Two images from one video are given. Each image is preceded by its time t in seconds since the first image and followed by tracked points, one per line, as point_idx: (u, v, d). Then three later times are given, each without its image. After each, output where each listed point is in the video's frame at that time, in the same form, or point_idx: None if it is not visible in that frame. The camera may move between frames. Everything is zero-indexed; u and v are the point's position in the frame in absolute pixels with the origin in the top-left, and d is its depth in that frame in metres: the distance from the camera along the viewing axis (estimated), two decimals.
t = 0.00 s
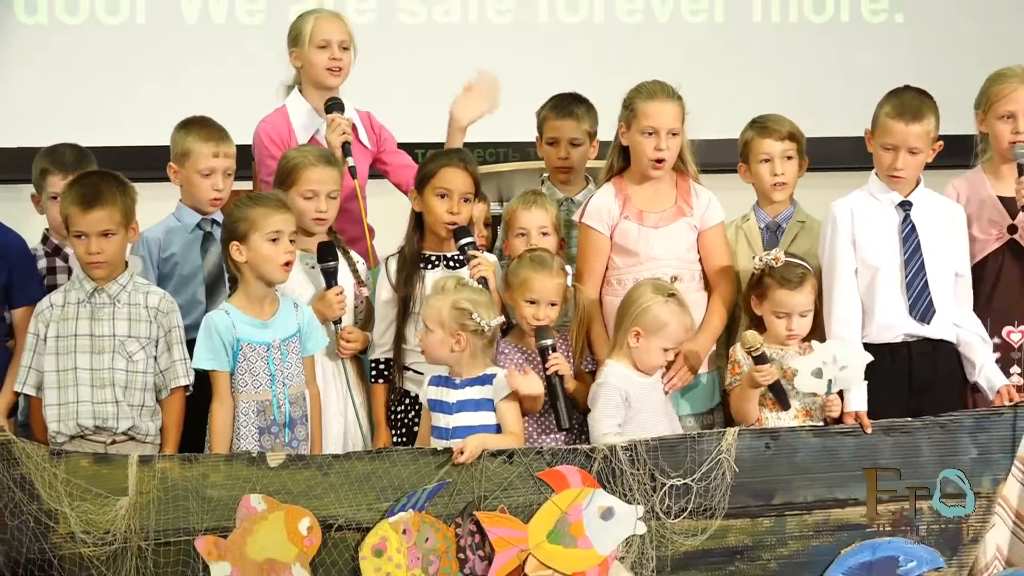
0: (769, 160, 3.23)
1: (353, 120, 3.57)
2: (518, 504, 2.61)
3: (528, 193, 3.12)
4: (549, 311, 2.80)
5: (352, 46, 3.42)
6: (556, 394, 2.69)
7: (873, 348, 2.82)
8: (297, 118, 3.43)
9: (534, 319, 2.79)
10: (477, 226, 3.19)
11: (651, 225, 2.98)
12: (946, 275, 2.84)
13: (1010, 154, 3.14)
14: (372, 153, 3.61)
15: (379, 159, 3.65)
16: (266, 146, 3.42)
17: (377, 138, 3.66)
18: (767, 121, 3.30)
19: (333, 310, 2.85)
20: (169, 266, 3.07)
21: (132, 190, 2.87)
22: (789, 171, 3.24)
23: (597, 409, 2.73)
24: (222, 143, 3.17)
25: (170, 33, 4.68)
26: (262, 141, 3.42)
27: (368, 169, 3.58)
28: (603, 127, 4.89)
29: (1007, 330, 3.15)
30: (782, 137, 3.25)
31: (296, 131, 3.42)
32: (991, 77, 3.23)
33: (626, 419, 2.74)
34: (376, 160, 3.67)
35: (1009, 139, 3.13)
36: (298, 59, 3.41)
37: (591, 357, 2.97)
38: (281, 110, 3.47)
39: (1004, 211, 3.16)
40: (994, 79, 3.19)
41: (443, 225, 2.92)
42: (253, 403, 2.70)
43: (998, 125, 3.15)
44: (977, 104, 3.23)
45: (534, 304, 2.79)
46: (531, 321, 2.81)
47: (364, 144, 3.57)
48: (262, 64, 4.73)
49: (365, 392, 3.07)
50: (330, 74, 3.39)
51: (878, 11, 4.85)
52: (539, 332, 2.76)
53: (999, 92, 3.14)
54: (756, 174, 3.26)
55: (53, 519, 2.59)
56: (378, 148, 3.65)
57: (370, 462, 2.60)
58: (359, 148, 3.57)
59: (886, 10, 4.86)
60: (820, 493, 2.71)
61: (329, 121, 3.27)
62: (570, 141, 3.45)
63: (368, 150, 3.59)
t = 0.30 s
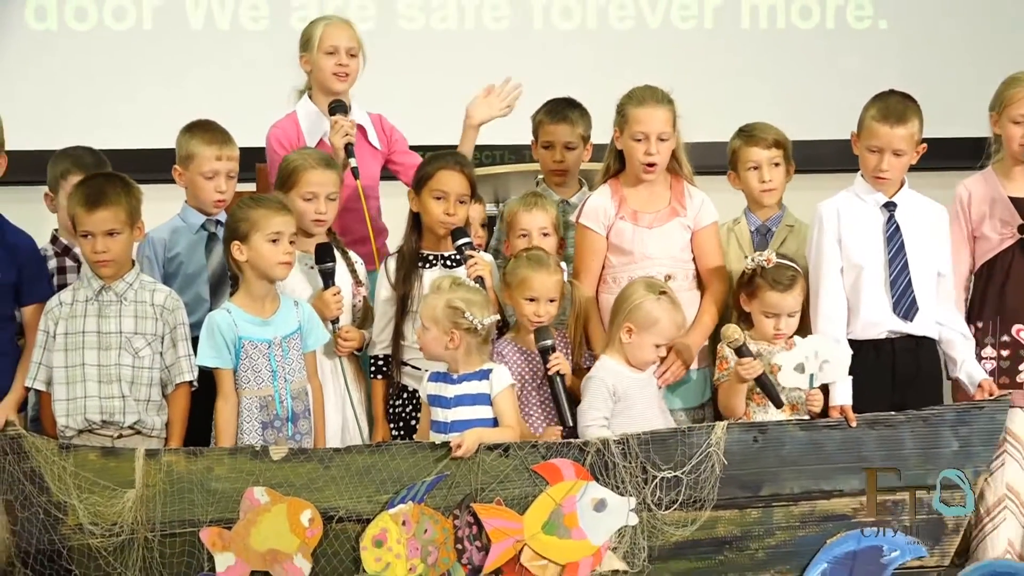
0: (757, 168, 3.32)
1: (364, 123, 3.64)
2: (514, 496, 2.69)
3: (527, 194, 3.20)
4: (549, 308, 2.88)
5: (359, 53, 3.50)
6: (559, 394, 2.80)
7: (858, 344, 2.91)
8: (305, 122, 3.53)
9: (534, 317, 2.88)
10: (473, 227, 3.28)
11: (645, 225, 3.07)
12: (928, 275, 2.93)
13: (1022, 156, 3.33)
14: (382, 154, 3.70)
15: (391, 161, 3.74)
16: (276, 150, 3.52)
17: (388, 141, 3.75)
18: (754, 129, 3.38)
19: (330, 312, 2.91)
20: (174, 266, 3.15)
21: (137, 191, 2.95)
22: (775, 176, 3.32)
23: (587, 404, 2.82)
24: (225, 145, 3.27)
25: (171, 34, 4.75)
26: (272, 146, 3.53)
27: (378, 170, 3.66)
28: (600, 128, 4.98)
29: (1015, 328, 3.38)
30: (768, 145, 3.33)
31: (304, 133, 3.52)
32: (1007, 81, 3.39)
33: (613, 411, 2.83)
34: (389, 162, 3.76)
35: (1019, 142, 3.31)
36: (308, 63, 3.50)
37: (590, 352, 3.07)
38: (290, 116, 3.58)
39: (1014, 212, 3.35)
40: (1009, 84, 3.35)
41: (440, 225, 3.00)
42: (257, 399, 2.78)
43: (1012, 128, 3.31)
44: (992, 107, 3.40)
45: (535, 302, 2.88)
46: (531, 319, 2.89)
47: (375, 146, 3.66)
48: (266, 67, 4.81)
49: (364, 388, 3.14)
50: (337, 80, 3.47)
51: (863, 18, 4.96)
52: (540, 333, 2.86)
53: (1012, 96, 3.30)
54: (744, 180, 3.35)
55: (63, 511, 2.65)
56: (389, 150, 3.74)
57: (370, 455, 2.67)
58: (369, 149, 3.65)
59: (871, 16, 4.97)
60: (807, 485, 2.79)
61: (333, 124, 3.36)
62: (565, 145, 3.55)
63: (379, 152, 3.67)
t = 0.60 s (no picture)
0: (745, 167, 3.40)
1: (370, 129, 3.71)
2: (508, 489, 2.77)
3: (525, 196, 3.28)
4: (546, 306, 2.97)
5: (366, 63, 3.56)
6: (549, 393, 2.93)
7: (843, 341, 2.99)
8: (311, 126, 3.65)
9: (531, 314, 2.96)
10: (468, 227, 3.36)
11: (639, 225, 3.15)
12: (912, 274, 3.01)
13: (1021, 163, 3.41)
14: (389, 158, 3.76)
15: (400, 164, 3.83)
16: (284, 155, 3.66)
17: (397, 144, 3.83)
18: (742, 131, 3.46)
19: (326, 313, 3.02)
20: (175, 266, 3.25)
21: (142, 192, 3.03)
22: (762, 177, 3.40)
23: (582, 400, 2.90)
24: (221, 147, 3.33)
25: (174, 37, 4.84)
26: (281, 150, 3.67)
27: (387, 173, 3.74)
28: (596, 130, 5.07)
29: (1003, 328, 3.44)
30: (758, 146, 3.41)
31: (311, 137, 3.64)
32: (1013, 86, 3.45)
33: (607, 407, 2.91)
34: (400, 164, 3.85)
35: (1017, 147, 3.39)
36: (318, 69, 3.57)
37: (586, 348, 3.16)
38: (299, 121, 3.70)
39: (1010, 216, 3.43)
40: (1015, 89, 3.40)
41: (436, 226, 3.08)
42: (257, 395, 2.86)
43: (1011, 134, 3.38)
44: (998, 110, 3.46)
45: (532, 300, 2.96)
46: (528, 316, 2.97)
47: (382, 150, 3.73)
48: (268, 70, 4.90)
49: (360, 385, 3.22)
50: (343, 87, 3.55)
51: (846, 25, 5.04)
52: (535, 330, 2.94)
53: (1015, 103, 3.35)
54: (730, 179, 3.42)
55: (70, 503, 2.73)
56: (399, 153, 3.82)
57: (368, 450, 2.75)
58: (375, 153, 3.73)
59: (854, 24, 5.05)
60: (793, 479, 2.88)
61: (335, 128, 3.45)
62: (561, 146, 3.62)
63: (387, 156, 3.75)
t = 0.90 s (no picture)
0: (731, 172, 3.48)
1: (366, 131, 3.81)
2: (504, 483, 2.85)
3: (522, 197, 3.37)
4: (542, 304, 3.05)
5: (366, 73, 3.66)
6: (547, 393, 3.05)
7: (828, 340, 3.08)
8: (310, 128, 3.72)
9: (528, 313, 3.04)
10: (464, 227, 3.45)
11: (631, 226, 3.24)
12: (896, 274, 3.10)
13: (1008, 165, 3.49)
14: (386, 160, 3.87)
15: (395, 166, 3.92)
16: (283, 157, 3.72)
17: (392, 147, 3.93)
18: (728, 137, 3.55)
19: (323, 313, 3.13)
20: (177, 266, 3.34)
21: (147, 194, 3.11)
22: (748, 181, 3.49)
23: (577, 396, 2.99)
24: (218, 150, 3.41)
25: (177, 41, 4.93)
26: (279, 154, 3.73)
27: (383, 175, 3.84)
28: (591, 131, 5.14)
29: (982, 325, 3.53)
30: (745, 151, 3.50)
31: (309, 138, 3.71)
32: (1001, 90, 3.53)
33: (602, 403, 3.00)
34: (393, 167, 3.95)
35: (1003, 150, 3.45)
36: (319, 74, 3.67)
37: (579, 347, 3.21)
38: (298, 125, 3.78)
39: (994, 215, 3.51)
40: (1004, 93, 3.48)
41: (434, 228, 3.17)
42: (259, 391, 2.95)
43: (999, 137, 3.46)
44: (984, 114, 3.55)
45: (529, 299, 3.03)
46: (525, 315, 3.05)
47: (378, 152, 3.83)
48: (269, 73, 4.98)
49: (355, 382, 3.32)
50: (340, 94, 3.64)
51: (831, 32, 5.15)
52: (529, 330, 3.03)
53: (1005, 106, 3.44)
54: (716, 182, 3.51)
55: (78, 496, 2.81)
56: (393, 155, 3.92)
57: (367, 444, 2.83)
58: (372, 156, 3.83)
59: (839, 31, 5.16)
60: (781, 473, 2.96)
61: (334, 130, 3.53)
62: (558, 151, 3.70)
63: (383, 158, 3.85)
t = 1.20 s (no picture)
0: (721, 174, 3.57)
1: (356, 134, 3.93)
2: (500, 476, 2.94)
3: (519, 197, 3.46)
4: (537, 304, 3.13)
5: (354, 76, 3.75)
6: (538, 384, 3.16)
7: (815, 337, 3.17)
8: (303, 129, 3.84)
9: (523, 312, 3.12)
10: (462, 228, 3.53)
11: (625, 226, 3.32)
12: (881, 273, 3.19)
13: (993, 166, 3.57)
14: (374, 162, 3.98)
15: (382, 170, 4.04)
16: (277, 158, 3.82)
17: (380, 150, 4.04)
18: (719, 141, 3.63)
19: (322, 311, 3.22)
20: (179, 265, 3.44)
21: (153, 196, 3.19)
22: (737, 184, 3.58)
23: (573, 391, 3.08)
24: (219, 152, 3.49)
25: (176, 45, 5.01)
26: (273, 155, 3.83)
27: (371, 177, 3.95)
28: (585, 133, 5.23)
29: (973, 323, 3.62)
30: (734, 154, 3.59)
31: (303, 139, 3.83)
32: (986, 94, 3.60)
33: (596, 399, 3.09)
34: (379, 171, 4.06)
35: (990, 152, 3.54)
36: (309, 80, 3.76)
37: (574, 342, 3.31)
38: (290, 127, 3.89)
39: (980, 217, 3.60)
40: (989, 96, 3.56)
41: (431, 229, 3.25)
42: (262, 386, 3.03)
43: (985, 139, 3.54)
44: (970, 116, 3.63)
45: (523, 298, 3.12)
46: (520, 314, 3.14)
47: (368, 155, 3.95)
48: (266, 76, 5.06)
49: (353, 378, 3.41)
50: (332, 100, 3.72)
51: (817, 39, 5.25)
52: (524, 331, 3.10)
53: (991, 109, 3.51)
54: (706, 184, 3.59)
55: (86, 489, 2.89)
56: (380, 159, 4.04)
57: (367, 439, 2.91)
58: (362, 158, 3.94)
59: (825, 37, 5.26)
60: (769, 466, 3.05)
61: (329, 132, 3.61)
62: (553, 155, 3.79)
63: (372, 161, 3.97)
